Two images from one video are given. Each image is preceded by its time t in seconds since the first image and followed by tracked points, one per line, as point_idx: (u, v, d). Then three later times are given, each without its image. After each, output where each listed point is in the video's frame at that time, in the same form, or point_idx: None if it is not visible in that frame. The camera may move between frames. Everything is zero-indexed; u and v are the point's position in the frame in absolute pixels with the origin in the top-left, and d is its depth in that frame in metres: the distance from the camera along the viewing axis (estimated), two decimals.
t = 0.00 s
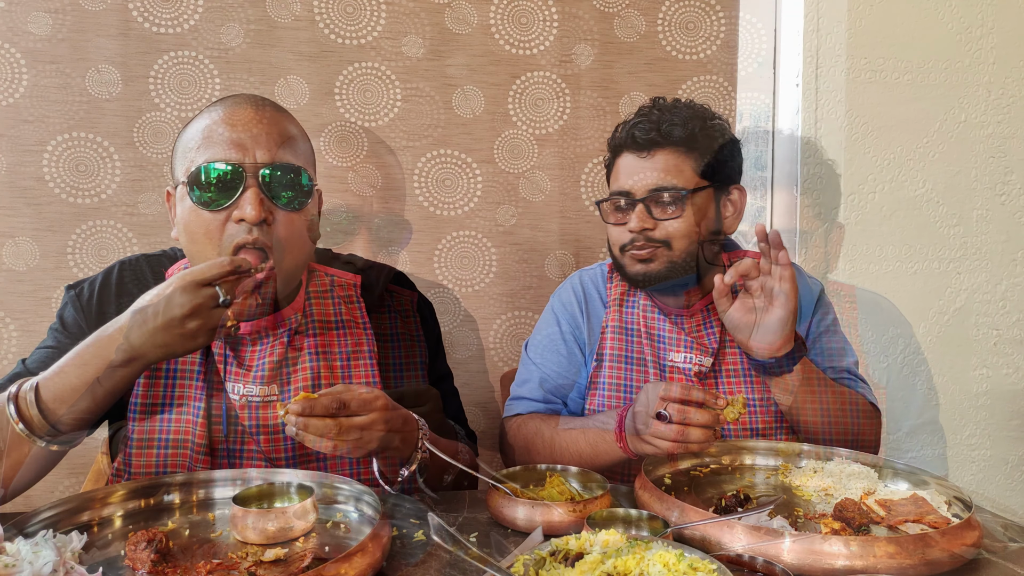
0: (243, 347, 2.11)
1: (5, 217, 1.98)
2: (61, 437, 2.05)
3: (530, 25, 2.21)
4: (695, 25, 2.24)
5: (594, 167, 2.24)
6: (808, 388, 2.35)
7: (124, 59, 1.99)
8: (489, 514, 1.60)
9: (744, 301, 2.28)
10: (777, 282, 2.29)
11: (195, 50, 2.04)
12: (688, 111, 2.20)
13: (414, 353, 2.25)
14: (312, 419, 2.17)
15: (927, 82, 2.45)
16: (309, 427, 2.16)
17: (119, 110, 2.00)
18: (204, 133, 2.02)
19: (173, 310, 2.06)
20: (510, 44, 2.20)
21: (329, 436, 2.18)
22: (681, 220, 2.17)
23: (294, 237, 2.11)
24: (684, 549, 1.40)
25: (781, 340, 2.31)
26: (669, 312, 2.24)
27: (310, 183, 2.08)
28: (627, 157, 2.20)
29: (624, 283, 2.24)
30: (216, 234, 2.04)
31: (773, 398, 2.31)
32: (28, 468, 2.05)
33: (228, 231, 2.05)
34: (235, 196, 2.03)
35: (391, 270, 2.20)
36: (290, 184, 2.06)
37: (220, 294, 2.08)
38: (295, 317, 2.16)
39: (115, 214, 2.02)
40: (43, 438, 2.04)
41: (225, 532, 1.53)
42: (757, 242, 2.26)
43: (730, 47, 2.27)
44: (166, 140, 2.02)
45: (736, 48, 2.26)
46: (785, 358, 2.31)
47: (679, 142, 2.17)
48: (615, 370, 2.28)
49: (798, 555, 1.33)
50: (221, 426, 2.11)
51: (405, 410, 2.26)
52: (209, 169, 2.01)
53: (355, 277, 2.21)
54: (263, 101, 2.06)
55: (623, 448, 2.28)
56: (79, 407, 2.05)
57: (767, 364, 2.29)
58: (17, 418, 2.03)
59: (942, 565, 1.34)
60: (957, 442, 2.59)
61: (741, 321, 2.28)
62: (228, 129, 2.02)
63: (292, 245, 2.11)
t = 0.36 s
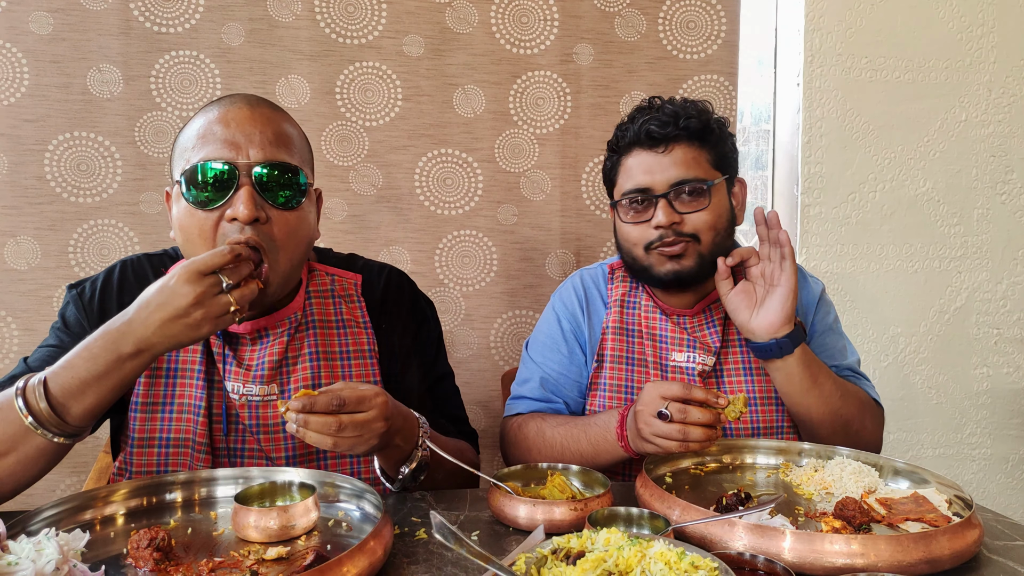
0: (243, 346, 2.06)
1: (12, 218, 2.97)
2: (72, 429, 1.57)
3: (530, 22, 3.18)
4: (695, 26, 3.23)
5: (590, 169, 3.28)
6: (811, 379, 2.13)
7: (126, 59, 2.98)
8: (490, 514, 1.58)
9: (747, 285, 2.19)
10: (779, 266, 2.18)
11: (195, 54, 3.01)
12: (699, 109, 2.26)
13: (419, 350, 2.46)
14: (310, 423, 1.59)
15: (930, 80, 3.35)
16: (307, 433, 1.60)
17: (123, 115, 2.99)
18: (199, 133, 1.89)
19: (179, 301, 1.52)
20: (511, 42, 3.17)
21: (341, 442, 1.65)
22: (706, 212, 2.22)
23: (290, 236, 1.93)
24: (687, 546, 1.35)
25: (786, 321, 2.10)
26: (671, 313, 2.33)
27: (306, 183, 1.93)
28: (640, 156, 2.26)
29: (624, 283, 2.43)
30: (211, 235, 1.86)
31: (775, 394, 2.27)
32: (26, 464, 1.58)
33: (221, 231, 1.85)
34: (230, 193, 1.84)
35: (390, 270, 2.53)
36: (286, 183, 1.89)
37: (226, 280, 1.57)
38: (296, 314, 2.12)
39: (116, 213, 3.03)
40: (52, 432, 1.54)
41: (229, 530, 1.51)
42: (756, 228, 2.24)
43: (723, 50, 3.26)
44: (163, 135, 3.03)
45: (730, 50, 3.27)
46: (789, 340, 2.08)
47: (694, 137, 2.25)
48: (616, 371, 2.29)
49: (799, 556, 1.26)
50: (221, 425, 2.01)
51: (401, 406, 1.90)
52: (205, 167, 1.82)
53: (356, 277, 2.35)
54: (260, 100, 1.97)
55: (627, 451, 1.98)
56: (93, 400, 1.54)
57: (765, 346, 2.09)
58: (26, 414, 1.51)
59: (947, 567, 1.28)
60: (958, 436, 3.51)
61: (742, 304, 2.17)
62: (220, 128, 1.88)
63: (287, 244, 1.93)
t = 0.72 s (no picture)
0: (242, 345, 2.05)
1: (11, 219, 2.97)
2: (71, 426, 1.57)
3: (529, 21, 3.17)
4: (696, 23, 3.23)
5: (590, 167, 3.28)
6: (819, 380, 2.13)
7: (125, 57, 2.98)
8: (489, 513, 1.58)
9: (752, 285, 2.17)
10: (784, 265, 2.16)
11: (195, 53, 3.00)
12: (701, 102, 2.28)
13: (419, 348, 2.44)
14: (311, 422, 1.58)
15: (931, 78, 3.35)
16: (306, 432, 1.59)
17: (123, 114, 2.99)
18: (197, 131, 1.89)
19: (177, 291, 1.49)
20: (511, 40, 3.17)
21: (343, 438, 1.65)
22: (711, 207, 2.20)
23: (288, 233, 1.92)
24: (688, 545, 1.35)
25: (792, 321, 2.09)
26: (672, 311, 2.33)
27: (305, 181, 1.94)
28: (645, 152, 2.26)
29: (624, 281, 2.43)
30: (208, 232, 1.85)
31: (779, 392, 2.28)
32: (25, 461, 1.58)
33: (219, 229, 1.84)
34: (228, 191, 1.84)
35: (389, 268, 2.51)
36: (284, 180, 1.88)
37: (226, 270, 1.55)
38: (296, 312, 2.12)
39: (116, 211, 3.03)
40: (51, 429, 1.54)
41: (228, 529, 1.51)
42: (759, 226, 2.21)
43: (723, 48, 3.25)
44: (163, 134, 3.03)
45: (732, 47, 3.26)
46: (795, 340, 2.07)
47: (698, 130, 2.25)
48: (616, 370, 2.29)
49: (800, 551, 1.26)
50: (221, 423, 2.01)
51: (401, 403, 1.90)
52: (204, 165, 1.82)
53: (355, 276, 2.35)
54: (258, 98, 1.96)
55: (627, 450, 1.98)
56: (91, 396, 1.54)
57: (773, 348, 2.09)
58: (25, 412, 1.52)
59: (949, 562, 1.28)
60: (959, 438, 3.51)
61: (748, 304, 2.15)
62: (218, 126, 1.88)
63: (285, 241, 1.92)
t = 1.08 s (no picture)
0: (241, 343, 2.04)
1: (10, 217, 2.97)
2: (66, 424, 1.57)
3: (529, 19, 3.17)
4: (694, 21, 3.23)
5: (590, 165, 3.28)
6: (820, 380, 2.13)
7: (124, 56, 2.97)
8: (489, 512, 1.57)
9: (756, 286, 2.17)
10: (790, 268, 2.15)
11: (195, 51, 3.01)
12: (701, 100, 2.28)
13: (418, 346, 2.44)
14: (312, 420, 1.59)
15: (930, 76, 3.35)
16: (307, 429, 1.60)
17: (122, 113, 2.99)
18: (196, 129, 1.88)
19: (169, 286, 1.50)
20: (511, 39, 3.17)
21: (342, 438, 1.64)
22: (710, 204, 2.20)
23: (288, 230, 1.92)
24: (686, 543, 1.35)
25: (795, 321, 2.07)
26: (671, 310, 2.33)
27: (305, 178, 1.94)
28: (645, 149, 2.26)
29: (624, 280, 2.43)
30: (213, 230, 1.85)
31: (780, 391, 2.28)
32: (21, 460, 1.57)
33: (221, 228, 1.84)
34: (229, 190, 1.83)
35: (387, 266, 2.51)
36: (283, 178, 1.88)
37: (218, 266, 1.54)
38: (294, 310, 2.11)
39: (115, 211, 3.03)
40: (46, 428, 1.54)
41: (227, 527, 1.51)
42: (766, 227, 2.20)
43: (723, 47, 3.25)
44: (163, 133, 3.02)
45: (732, 44, 3.26)
46: (796, 339, 2.07)
47: (698, 128, 2.26)
48: (616, 369, 2.28)
49: (798, 550, 1.26)
50: (219, 421, 2.01)
51: (401, 400, 1.89)
52: (203, 164, 1.82)
53: (353, 273, 2.34)
54: (258, 96, 1.96)
55: (626, 448, 1.98)
56: (84, 394, 1.54)
57: (774, 349, 2.09)
58: (18, 408, 1.52)
59: (948, 560, 1.28)
60: (959, 433, 3.51)
61: (751, 305, 2.14)
62: (216, 125, 1.87)
63: (284, 239, 1.91)
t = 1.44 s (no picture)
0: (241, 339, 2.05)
1: (9, 215, 2.96)
2: (60, 428, 1.57)
3: (529, 18, 3.17)
4: (694, 20, 3.22)
5: (590, 164, 3.28)
6: (821, 377, 2.13)
7: (124, 55, 2.97)
8: (488, 510, 1.57)
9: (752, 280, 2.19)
10: (786, 260, 2.16)
11: (194, 50, 3.00)
12: (703, 99, 2.28)
13: (416, 343, 2.44)
14: (316, 419, 1.59)
15: (930, 74, 3.34)
16: (312, 429, 1.60)
17: (121, 112, 2.99)
18: (197, 127, 1.88)
19: (157, 286, 1.50)
20: (511, 37, 3.17)
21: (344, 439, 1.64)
22: (709, 203, 2.21)
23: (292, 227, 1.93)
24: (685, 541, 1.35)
25: (792, 315, 2.09)
26: (670, 309, 2.33)
27: (306, 175, 1.94)
28: (645, 147, 2.26)
29: (624, 279, 2.43)
30: (226, 226, 1.85)
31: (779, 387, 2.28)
32: (18, 458, 1.57)
33: (238, 224, 1.85)
34: (246, 186, 1.85)
35: (385, 263, 2.51)
36: (284, 174, 1.88)
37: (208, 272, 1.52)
38: (292, 306, 2.11)
39: (114, 210, 3.02)
40: (40, 431, 1.54)
41: (226, 525, 1.51)
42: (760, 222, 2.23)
43: (723, 45, 3.25)
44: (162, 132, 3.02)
45: (732, 43, 3.26)
46: (796, 336, 2.07)
47: (699, 127, 2.25)
48: (616, 368, 2.28)
49: (798, 548, 1.26)
50: (218, 419, 2.01)
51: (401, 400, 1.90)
52: (213, 162, 1.82)
53: (350, 270, 2.35)
54: (260, 94, 1.96)
55: (626, 447, 1.98)
56: (77, 399, 1.54)
57: (772, 341, 2.08)
58: (11, 408, 1.52)
59: (947, 558, 1.28)
60: (959, 432, 3.51)
61: (748, 299, 2.16)
62: (219, 123, 1.87)
63: (290, 235, 1.92)
